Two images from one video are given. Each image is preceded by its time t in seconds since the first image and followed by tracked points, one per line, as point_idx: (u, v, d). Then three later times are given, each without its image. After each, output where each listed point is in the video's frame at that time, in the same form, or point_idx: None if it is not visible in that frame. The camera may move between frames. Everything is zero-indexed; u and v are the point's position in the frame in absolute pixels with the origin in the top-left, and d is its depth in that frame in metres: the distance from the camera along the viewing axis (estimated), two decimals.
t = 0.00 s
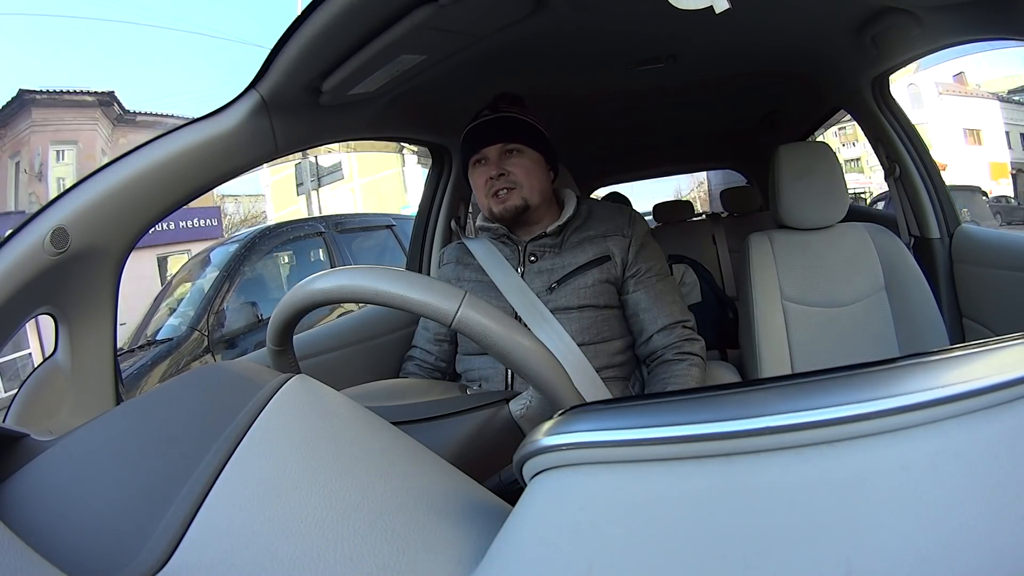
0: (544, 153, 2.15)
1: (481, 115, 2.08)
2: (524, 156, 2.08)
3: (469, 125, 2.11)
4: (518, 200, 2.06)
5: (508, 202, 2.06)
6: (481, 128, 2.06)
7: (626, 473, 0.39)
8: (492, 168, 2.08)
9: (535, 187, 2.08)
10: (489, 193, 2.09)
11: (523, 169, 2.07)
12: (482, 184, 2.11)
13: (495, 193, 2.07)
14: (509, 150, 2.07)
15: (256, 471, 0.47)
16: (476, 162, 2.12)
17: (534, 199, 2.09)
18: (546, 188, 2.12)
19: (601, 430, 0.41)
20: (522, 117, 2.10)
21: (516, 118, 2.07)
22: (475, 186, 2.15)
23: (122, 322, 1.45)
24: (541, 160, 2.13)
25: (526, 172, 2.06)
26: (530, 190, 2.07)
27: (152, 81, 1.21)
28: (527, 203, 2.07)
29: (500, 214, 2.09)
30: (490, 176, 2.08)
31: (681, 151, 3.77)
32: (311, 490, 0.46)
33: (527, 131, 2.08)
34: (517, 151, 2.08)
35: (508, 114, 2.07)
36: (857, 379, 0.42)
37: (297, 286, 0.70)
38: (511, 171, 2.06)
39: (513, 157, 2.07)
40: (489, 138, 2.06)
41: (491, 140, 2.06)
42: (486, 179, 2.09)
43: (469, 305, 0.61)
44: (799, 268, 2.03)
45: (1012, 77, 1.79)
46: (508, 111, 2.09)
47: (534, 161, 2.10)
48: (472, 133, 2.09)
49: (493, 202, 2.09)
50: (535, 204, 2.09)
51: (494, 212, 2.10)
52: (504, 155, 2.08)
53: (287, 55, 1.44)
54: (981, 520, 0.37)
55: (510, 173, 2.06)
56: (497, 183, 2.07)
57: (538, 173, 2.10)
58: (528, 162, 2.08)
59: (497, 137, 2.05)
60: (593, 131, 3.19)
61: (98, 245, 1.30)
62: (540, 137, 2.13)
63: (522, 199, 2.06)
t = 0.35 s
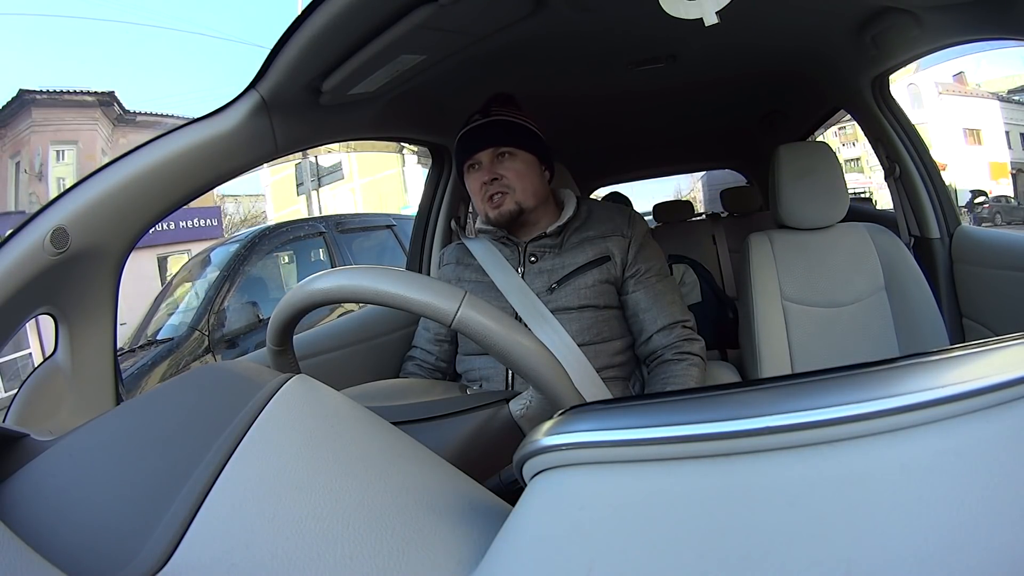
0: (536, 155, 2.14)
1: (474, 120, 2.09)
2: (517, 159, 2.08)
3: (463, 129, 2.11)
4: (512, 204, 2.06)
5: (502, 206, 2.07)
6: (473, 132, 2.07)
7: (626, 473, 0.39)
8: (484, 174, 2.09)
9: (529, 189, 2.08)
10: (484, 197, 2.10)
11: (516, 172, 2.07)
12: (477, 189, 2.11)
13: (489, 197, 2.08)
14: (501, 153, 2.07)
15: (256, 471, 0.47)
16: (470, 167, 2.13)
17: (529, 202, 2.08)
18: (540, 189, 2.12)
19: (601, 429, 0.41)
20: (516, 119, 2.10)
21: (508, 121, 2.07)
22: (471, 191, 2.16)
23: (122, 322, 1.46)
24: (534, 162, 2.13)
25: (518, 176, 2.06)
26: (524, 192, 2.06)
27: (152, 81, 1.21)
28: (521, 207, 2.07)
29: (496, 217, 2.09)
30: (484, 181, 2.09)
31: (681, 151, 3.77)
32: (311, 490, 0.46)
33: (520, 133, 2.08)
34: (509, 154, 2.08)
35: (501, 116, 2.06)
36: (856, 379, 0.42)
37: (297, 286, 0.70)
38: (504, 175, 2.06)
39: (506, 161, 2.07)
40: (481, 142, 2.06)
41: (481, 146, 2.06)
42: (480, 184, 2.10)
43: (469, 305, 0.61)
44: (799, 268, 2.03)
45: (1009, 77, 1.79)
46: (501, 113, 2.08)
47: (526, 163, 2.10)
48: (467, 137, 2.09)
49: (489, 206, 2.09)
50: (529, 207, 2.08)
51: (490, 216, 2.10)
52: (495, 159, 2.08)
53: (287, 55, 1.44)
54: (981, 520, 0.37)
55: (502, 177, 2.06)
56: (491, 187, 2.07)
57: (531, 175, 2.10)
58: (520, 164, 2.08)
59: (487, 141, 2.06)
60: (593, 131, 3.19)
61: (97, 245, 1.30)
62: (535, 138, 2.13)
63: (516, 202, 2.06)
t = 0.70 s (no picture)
0: (535, 152, 2.14)
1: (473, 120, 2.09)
2: (515, 157, 2.08)
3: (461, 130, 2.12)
4: (510, 202, 2.06)
5: (500, 204, 2.07)
6: (472, 131, 2.07)
7: (626, 473, 0.39)
8: (483, 171, 2.09)
9: (526, 187, 2.08)
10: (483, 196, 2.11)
11: (513, 171, 2.07)
12: (475, 187, 2.12)
13: (488, 195, 2.08)
14: (499, 152, 2.07)
15: (256, 471, 0.47)
16: (468, 165, 2.13)
17: (527, 199, 2.09)
18: (538, 187, 2.12)
19: (601, 430, 0.41)
20: (514, 118, 2.10)
21: (506, 120, 2.07)
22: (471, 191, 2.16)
23: (122, 321, 1.46)
24: (532, 160, 2.12)
25: (516, 174, 2.06)
26: (522, 190, 2.07)
27: (153, 81, 1.21)
28: (519, 205, 2.08)
29: (494, 214, 2.09)
30: (483, 179, 2.09)
31: (681, 151, 3.77)
32: (312, 490, 0.46)
33: (519, 132, 2.08)
34: (508, 152, 2.07)
35: (501, 116, 2.06)
36: (856, 379, 0.42)
37: (297, 286, 0.70)
38: (502, 173, 2.07)
39: (503, 159, 2.07)
40: (479, 141, 2.06)
41: (478, 144, 2.06)
42: (479, 182, 2.10)
43: (468, 305, 0.61)
44: (799, 268, 2.03)
45: (1009, 78, 1.79)
46: (499, 112, 2.08)
47: (524, 161, 2.10)
48: (466, 136, 2.09)
49: (488, 204, 2.09)
50: (528, 205, 2.09)
51: (489, 214, 2.11)
52: (494, 157, 2.08)
53: (287, 55, 1.44)
54: (981, 522, 0.37)
55: (500, 176, 2.06)
56: (489, 186, 2.08)
57: (529, 173, 2.10)
58: (518, 162, 2.08)
59: (484, 140, 2.05)
60: (593, 131, 3.20)
61: (97, 245, 1.30)
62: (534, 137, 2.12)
63: (514, 200, 2.06)
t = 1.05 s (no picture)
0: (549, 154, 2.15)
1: (491, 112, 2.09)
2: (531, 156, 2.08)
3: (477, 122, 2.13)
4: (521, 200, 2.06)
5: (513, 200, 2.06)
6: (491, 124, 2.06)
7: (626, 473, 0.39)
8: (499, 165, 2.07)
9: (540, 187, 2.08)
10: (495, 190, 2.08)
11: (529, 169, 2.07)
12: (488, 180, 2.10)
13: (500, 190, 2.06)
14: (517, 149, 2.07)
15: (256, 471, 0.47)
16: (482, 158, 2.11)
17: (538, 200, 2.09)
18: (549, 189, 2.13)
19: (602, 430, 0.41)
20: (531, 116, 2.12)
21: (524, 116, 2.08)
22: (480, 183, 2.14)
23: (122, 322, 1.45)
24: (546, 161, 2.13)
25: (531, 173, 2.06)
26: (535, 190, 2.07)
27: (154, 81, 1.21)
28: (530, 204, 2.08)
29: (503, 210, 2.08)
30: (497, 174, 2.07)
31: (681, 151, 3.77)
32: (312, 489, 0.47)
33: (534, 131, 2.09)
34: (525, 150, 2.07)
35: (517, 113, 2.07)
36: (856, 379, 0.42)
37: (296, 287, 0.70)
38: (517, 170, 2.06)
39: (520, 157, 2.07)
40: (498, 135, 2.05)
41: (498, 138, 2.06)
42: (493, 176, 2.08)
43: (469, 305, 0.61)
44: (799, 268, 2.03)
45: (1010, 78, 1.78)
46: (518, 109, 2.10)
47: (540, 162, 2.10)
48: (483, 127, 2.08)
49: (499, 200, 2.08)
50: (538, 205, 2.09)
51: (498, 208, 2.09)
52: (511, 153, 2.07)
53: (287, 55, 1.44)
54: (982, 522, 0.37)
55: (515, 172, 2.05)
56: (503, 181, 2.06)
57: (543, 174, 2.11)
58: (534, 161, 2.08)
59: (504, 134, 2.05)
60: (593, 131, 3.19)
61: (97, 245, 1.30)
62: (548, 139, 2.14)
63: (526, 199, 2.06)
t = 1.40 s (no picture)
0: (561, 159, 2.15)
1: (505, 112, 2.09)
2: (545, 161, 2.09)
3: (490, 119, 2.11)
4: (533, 204, 2.07)
5: (524, 204, 2.06)
6: (506, 126, 2.06)
7: (625, 474, 0.39)
8: (512, 169, 2.07)
9: (552, 193, 2.09)
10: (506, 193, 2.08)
11: (543, 175, 2.07)
12: (500, 183, 2.09)
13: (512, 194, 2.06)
14: (531, 153, 2.07)
15: (257, 471, 0.47)
16: (494, 159, 2.10)
17: (548, 205, 2.10)
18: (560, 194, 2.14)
19: (602, 430, 0.41)
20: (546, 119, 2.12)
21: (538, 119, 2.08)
22: (490, 184, 2.14)
23: (122, 322, 1.46)
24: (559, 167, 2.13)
25: (545, 178, 2.07)
26: (547, 195, 2.08)
27: (156, 81, 1.21)
28: (541, 208, 2.08)
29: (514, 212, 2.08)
30: (510, 177, 2.07)
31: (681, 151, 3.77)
32: (312, 489, 0.47)
33: (548, 134, 2.10)
34: (539, 155, 2.08)
35: (532, 113, 2.07)
36: (856, 379, 0.42)
37: (297, 286, 0.70)
38: (531, 175, 2.06)
39: (534, 161, 2.08)
40: (514, 137, 2.05)
41: (513, 141, 2.05)
42: (505, 179, 2.08)
43: (469, 305, 0.61)
44: (799, 268, 2.03)
45: (1009, 78, 1.78)
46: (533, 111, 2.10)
47: (554, 168, 2.10)
48: (497, 128, 2.07)
49: (509, 203, 2.08)
50: (549, 210, 2.10)
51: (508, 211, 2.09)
52: (525, 157, 2.08)
53: (287, 55, 1.44)
54: (983, 523, 0.37)
55: (529, 177, 2.06)
56: (516, 184, 2.06)
57: (557, 180, 2.11)
58: (548, 167, 2.08)
59: (520, 137, 2.05)
60: (593, 131, 3.19)
61: (98, 245, 1.30)
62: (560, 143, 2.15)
63: (538, 203, 2.07)
